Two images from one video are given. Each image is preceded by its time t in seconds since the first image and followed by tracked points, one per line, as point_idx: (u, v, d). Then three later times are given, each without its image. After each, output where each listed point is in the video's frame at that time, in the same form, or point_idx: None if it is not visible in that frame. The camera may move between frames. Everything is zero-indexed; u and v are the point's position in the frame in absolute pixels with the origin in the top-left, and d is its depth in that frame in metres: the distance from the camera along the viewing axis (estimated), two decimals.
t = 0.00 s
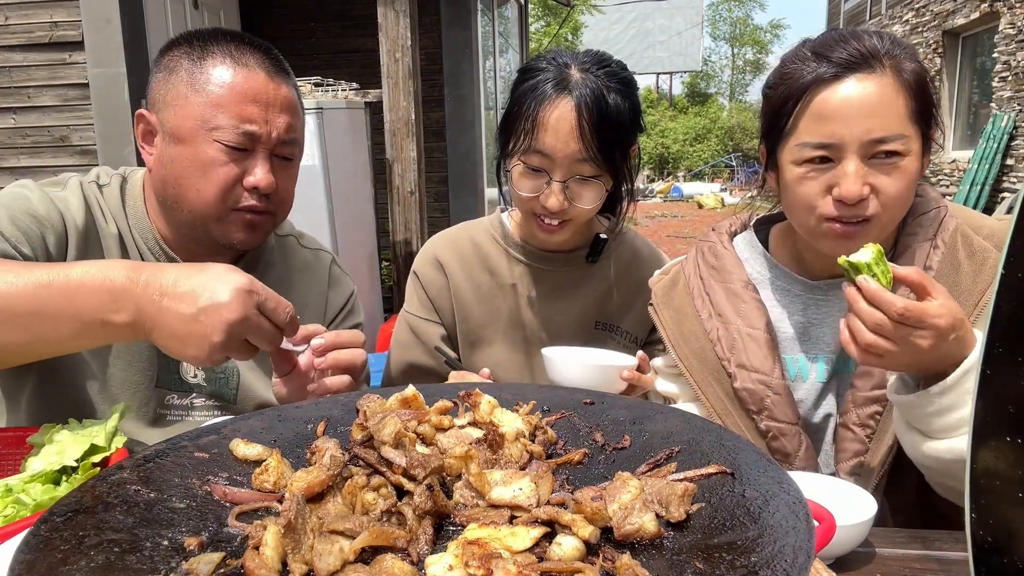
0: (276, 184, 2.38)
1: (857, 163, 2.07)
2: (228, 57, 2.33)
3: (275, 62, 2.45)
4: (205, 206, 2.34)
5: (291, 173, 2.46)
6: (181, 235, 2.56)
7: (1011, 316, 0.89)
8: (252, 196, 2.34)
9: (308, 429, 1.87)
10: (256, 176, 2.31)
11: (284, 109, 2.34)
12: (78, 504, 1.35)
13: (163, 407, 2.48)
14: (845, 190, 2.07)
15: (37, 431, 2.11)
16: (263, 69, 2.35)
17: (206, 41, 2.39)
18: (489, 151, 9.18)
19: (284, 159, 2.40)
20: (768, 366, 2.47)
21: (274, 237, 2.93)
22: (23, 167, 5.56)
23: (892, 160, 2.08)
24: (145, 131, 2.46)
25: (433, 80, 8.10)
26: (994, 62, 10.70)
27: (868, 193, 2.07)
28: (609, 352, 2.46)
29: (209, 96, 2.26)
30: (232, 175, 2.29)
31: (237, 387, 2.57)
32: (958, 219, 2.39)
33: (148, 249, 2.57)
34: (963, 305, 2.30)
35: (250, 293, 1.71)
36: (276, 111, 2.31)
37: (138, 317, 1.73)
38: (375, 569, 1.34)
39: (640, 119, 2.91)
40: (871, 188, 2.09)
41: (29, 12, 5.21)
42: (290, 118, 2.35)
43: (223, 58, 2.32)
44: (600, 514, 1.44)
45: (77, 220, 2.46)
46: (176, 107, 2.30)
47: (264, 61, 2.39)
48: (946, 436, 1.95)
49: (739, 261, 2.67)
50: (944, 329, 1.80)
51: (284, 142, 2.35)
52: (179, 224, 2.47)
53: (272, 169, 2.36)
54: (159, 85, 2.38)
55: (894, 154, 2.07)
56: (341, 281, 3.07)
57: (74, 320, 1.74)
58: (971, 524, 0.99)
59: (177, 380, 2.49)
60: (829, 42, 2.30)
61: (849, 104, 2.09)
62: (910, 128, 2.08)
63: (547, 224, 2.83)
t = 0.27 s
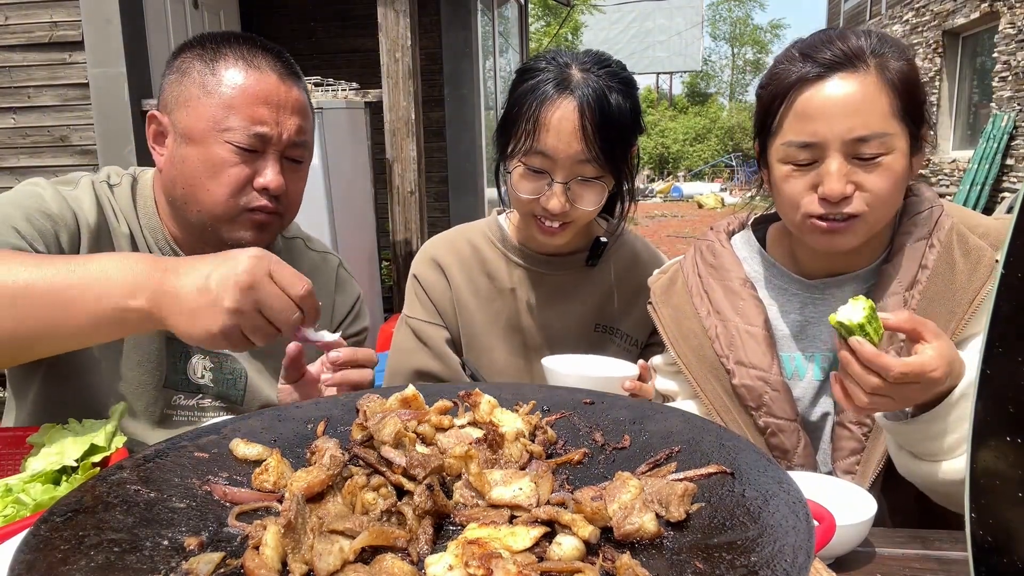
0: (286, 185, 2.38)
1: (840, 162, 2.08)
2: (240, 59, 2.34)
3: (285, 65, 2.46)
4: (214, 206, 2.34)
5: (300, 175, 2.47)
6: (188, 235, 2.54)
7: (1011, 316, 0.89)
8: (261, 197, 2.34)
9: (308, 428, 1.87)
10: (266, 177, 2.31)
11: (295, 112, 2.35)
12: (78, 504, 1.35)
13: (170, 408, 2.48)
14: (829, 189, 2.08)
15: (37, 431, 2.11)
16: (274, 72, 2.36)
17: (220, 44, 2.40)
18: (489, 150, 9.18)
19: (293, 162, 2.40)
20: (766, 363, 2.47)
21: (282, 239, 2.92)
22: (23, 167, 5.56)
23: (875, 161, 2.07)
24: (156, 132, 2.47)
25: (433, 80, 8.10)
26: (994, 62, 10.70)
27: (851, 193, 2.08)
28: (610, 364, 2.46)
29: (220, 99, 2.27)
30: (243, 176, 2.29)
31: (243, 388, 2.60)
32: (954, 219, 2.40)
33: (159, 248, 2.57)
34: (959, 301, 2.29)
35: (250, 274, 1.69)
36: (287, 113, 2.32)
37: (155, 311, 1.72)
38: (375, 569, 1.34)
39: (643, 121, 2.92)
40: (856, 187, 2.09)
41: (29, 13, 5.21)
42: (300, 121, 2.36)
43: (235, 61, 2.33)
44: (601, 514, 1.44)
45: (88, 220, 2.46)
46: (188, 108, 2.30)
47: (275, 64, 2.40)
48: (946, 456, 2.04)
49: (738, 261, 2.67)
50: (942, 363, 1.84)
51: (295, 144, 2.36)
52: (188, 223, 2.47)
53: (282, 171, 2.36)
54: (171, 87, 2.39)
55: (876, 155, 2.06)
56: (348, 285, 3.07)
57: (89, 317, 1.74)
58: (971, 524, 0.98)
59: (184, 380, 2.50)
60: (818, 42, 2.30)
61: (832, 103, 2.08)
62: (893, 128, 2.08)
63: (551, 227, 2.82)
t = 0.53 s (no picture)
0: (292, 183, 2.38)
1: (822, 159, 2.08)
2: (246, 58, 2.35)
3: (291, 64, 2.46)
4: (223, 205, 2.34)
5: (307, 174, 2.49)
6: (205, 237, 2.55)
7: (1011, 317, 0.89)
8: (268, 195, 2.34)
9: (308, 428, 1.87)
10: (273, 176, 2.32)
11: (301, 109, 2.36)
12: (78, 504, 1.35)
13: (179, 407, 2.49)
14: (809, 185, 2.08)
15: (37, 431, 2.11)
16: (280, 70, 2.37)
17: (225, 43, 2.40)
18: (489, 150, 9.18)
19: (299, 160, 2.42)
20: (766, 360, 2.47)
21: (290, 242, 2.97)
22: (23, 167, 5.56)
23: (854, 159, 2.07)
24: (164, 132, 2.47)
25: (433, 80, 8.11)
26: (994, 62, 10.70)
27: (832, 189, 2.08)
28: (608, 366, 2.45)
29: (226, 97, 2.27)
30: (250, 174, 2.30)
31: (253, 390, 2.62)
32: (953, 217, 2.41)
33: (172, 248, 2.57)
34: (958, 299, 2.28)
35: (319, 228, 1.70)
36: (293, 111, 2.33)
37: (208, 285, 1.71)
38: (375, 569, 1.34)
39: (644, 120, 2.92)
40: (839, 184, 2.09)
41: (29, 13, 5.21)
42: (307, 119, 2.38)
43: (242, 60, 2.34)
44: (601, 514, 1.44)
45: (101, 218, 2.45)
46: (194, 107, 2.30)
47: (281, 63, 2.41)
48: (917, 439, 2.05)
49: (739, 260, 2.67)
50: (878, 316, 1.97)
51: (301, 143, 2.38)
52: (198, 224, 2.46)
53: (288, 169, 2.37)
54: (178, 86, 2.39)
55: (858, 153, 2.07)
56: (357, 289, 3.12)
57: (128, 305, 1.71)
58: (971, 523, 0.98)
59: (193, 379, 2.52)
60: (810, 43, 2.30)
61: (817, 103, 2.10)
62: (877, 126, 2.08)
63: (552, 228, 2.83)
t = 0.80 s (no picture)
0: (303, 181, 2.39)
1: (805, 175, 2.10)
2: (256, 56, 2.35)
3: (301, 63, 2.47)
4: (233, 204, 2.34)
5: (317, 173, 2.49)
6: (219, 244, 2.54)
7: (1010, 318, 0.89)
8: (278, 194, 2.34)
9: (308, 428, 1.87)
10: (284, 173, 2.32)
11: (311, 107, 2.36)
12: (78, 503, 1.35)
13: (195, 408, 2.50)
14: (791, 202, 2.12)
15: (38, 431, 2.11)
16: (290, 68, 2.37)
17: (234, 43, 2.41)
18: (489, 150, 9.18)
19: (309, 158, 2.42)
20: (768, 360, 2.48)
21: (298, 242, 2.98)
22: (23, 167, 5.56)
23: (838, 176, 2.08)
24: (175, 133, 2.48)
25: (433, 80, 8.11)
26: (994, 62, 10.70)
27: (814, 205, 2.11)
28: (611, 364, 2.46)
29: (236, 95, 2.28)
30: (261, 172, 2.30)
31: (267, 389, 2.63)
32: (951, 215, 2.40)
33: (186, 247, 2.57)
34: (952, 296, 2.30)
35: (401, 246, 1.75)
36: (303, 108, 2.33)
37: (288, 298, 1.69)
38: (375, 569, 1.34)
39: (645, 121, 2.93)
40: (820, 202, 2.12)
41: (29, 13, 5.21)
42: (317, 116, 2.38)
43: (251, 58, 2.34)
44: (600, 514, 1.44)
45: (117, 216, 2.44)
46: (204, 106, 2.31)
47: (290, 61, 2.41)
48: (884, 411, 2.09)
49: (740, 259, 2.67)
50: (844, 281, 2.09)
51: (312, 141, 2.38)
52: (208, 225, 2.45)
53: (299, 167, 2.37)
54: (188, 86, 2.39)
55: (840, 170, 2.07)
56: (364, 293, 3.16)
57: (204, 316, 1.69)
58: (971, 524, 0.98)
59: (206, 380, 2.52)
60: (802, 54, 2.33)
61: (800, 113, 2.11)
62: (859, 144, 2.09)
63: (552, 232, 2.83)
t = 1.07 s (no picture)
0: (313, 179, 2.39)
1: (804, 178, 2.10)
2: (266, 55, 2.36)
3: (311, 63, 2.47)
4: (244, 202, 2.34)
5: (327, 172, 2.49)
6: (225, 242, 2.56)
7: (1010, 318, 0.89)
8: (290, 192, 2.34)
9: (308, 428, 1.87)
10: (294, 171, 2.32)
11: (321, 105, 2.36)
12: (78, 503, 1.35)
13: (203, 408, 2.51)
14: (790, 205, 2.13)
15: (38, 431, 2.11)
16: (300, 67, 2.38)
17: (244, 42, 2.41)
18: (489, 151, 9.18)
19: (320, 156, 2.43)
20: (767, 361, 2.48)
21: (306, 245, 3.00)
22: (23, 167, 5.56)
23: (838, 181, 2.08)
24: (183, 133, 2.47)
25: (433, 80, 8.11)
26: (994, 62, 10.70)
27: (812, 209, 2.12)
28: (609, 355, 2.47)
29: (246, 93, 2.28)
30: (272, 169, 2.30)
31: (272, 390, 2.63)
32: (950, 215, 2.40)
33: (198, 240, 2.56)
34: (950, 297, 2.30)
35: (443, 276, 1.85)
36: (314, 106, 2.34)
37: (324, 321, 1.70)
38: (375, 569, 1.34)
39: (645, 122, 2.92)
40: (819, 205, 2.12)
41: (29, 13, 5.21)
42: (327, 115, 2.38)
43: (260, 57, 2.34)
44: (600, 514, 1.44)
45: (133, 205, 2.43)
46: (215, 104, 2.31)
47: (299, 60, 2.41)
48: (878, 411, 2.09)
49: (739, 260, 2.67)
50: (840, 282, 2.08)
51: (322, 138, 2.38)
52: (217, 225, 2.45)
53: (309, 164, 2.37)
54: (199, 86, 2.40)
55: (840, 174, 2.07)
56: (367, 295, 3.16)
57: (237, 334, 1.67)
58: (971, 524, 0.98)
59: (213, 380, 2.52)
60: (807, 55, 2.33)
61: (800, 114, 2.11)
62: (861, 148, 2.09)
63: (551, 233, 2.84)
